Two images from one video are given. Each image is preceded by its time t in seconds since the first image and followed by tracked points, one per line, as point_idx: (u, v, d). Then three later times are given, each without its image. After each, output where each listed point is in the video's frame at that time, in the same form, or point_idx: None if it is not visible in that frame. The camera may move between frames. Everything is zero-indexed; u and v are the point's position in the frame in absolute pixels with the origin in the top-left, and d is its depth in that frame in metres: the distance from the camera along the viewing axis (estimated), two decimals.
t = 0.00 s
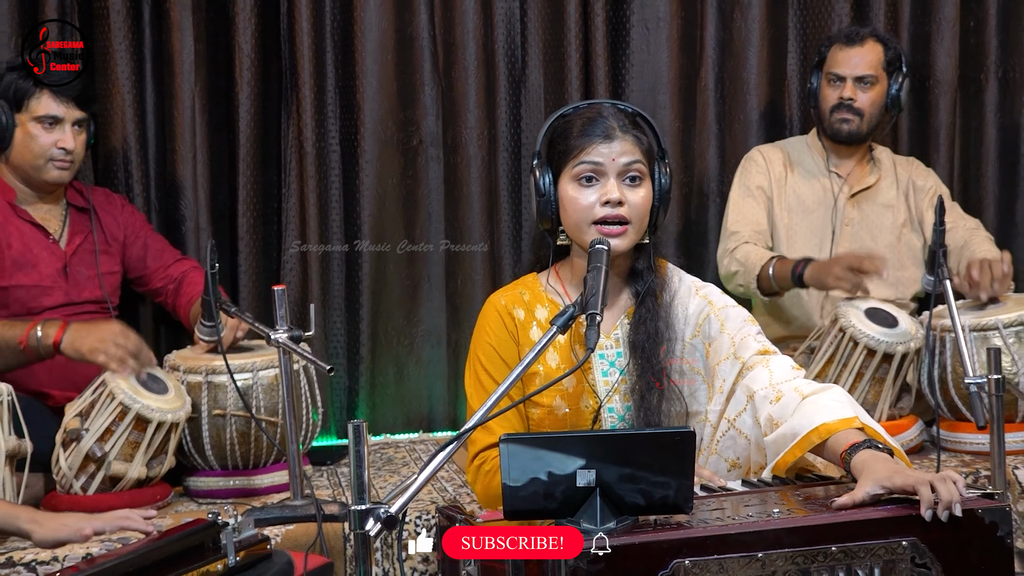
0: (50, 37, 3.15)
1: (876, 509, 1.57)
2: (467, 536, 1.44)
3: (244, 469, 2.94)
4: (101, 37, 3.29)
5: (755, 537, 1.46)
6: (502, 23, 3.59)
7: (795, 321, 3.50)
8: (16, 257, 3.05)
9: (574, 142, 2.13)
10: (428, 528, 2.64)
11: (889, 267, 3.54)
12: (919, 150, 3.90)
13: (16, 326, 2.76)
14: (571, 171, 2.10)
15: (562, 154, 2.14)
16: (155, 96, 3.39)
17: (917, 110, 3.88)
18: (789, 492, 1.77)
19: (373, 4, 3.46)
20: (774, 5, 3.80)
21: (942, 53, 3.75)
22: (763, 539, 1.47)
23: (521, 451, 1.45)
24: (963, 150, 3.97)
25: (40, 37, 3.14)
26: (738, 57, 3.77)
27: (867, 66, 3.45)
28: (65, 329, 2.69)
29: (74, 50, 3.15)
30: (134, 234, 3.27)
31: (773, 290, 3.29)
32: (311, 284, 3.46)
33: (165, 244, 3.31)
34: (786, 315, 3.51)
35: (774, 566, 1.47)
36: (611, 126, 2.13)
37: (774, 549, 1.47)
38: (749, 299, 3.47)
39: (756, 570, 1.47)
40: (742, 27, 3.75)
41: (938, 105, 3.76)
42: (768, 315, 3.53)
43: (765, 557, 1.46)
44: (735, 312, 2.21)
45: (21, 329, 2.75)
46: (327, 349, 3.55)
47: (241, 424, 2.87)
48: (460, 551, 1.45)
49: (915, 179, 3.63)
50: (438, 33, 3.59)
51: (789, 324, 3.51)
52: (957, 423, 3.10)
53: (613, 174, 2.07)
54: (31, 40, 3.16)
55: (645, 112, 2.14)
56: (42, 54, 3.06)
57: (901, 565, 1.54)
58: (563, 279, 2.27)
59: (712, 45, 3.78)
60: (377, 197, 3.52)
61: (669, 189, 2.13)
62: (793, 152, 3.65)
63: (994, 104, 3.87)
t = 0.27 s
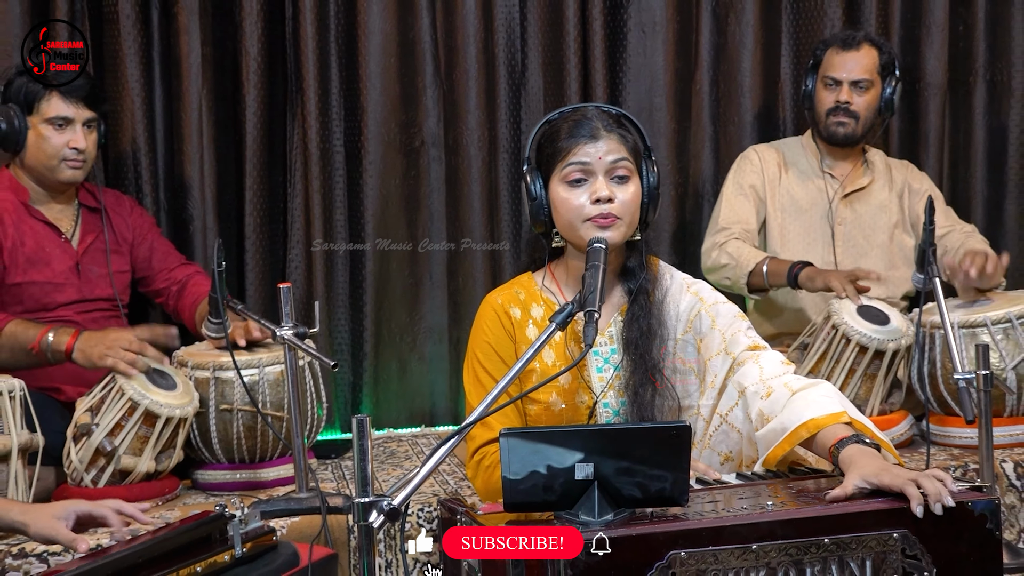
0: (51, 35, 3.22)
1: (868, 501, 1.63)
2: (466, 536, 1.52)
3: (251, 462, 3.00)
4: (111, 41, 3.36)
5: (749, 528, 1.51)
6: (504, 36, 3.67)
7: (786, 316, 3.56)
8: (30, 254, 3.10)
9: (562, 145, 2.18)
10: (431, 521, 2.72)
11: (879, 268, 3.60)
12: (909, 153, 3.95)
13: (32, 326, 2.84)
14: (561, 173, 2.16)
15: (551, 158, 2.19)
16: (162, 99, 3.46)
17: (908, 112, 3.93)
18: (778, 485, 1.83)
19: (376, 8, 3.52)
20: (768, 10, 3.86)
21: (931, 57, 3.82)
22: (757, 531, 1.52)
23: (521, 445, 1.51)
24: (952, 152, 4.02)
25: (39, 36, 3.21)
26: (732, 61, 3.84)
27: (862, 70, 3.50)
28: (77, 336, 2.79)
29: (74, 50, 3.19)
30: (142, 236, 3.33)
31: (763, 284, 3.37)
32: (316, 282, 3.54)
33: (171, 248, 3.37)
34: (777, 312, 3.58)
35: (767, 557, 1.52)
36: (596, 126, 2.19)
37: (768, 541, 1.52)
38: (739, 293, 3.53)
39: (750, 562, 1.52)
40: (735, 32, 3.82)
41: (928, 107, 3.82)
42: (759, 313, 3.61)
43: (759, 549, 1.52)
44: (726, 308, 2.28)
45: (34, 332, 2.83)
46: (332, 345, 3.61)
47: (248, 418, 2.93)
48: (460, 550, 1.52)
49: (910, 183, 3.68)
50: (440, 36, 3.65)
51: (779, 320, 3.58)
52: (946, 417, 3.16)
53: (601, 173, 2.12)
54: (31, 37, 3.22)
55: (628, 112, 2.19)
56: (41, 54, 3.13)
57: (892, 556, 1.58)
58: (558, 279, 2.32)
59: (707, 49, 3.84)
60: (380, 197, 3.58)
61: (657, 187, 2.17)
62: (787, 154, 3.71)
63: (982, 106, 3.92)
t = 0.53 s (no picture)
0: (48, 36, 3.27)
1: (860, 493, 1.68)
2: (466, 536, 1.56)
3: (259, 455, 3.07)
4: (122, 45, 3.42)
5: (744, 520, 1.57)
6: (506, 40, 3.74)
7: (782, 315, 3.63)
8: (43, 255, 3.17)
9: (555, 148, 2.23)
10: (435, 512, 2.79)
11: (871, 265, 3.66)
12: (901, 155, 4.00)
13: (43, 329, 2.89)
14: (555, 177, 2.21)
15: (545, 163, 2.25)
16: (173, 102, 3.51)
17: (900, 114, 3.98)
18: (771, 479, 1.88)
19: (381, 13, 3.58)
20: (764, 13, 3.91)
21: (923, 60, 3.87)
22: (753, 522, 1.57)
23: (523, 439, 1.57)
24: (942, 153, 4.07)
25: (41, 36, 3.26)
26: (729, 65, 3.88)
27: (857, 79, 3.55)
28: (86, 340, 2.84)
29: (73, 49, 3.25)
30: (152, 231, 3.40)
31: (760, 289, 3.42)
32: (324, 277, 3.56)
33: (182, 240, 3.44)
34: (772, 309, 3.64)
35: (763, 547, 1.57)
36: (586, 129, 2.24)
37: (762, 531, 1.58)
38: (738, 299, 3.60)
39: (746, 552, 1.57)
40: (733, 35, 3.87)
41: (920, 109, 3.87)
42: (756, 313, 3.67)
43: (754, 540, 1.57)
44: (722, 304, 2.33)
45: (46, 334, 2.87)
46: (338, 341, 3.67)
47: (256, 413, 2.99)
48: (462, 550, 1.57)
49: (902, 180, 3.75)
50: (444, 38, 3.69)
51: (777, 320, 3.64)
52: (938, 411, 3.22)
53: (594, 174, 2.18)
54: (32, 37, 3.27)
55: (618, 113, 2.24)
56: (41, 54, 3.19)
57: (883, 547, 1.63)
58: (559, 277, 2.38)
59: (704, 51, 3.89)
60: (385, 197, 3.64)
61: (651, 185, 2.23)
62: (781, 155, 3.76)
63: (973, 108, 3.98)
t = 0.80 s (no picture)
0: (48, 36, 3.30)
1: (861, 490, 1.70)
2: (466, 536, 1.57)
3: (264, 452, 3.10)
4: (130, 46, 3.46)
5: (745, 517, 1.59)
6: (509, 41, 3.76)
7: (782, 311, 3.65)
8: (50, 255, 3.19)
9: (552, 149, 2.26)
10: (438, 507, 2.83)
11: (869, 261, 3.67)
12: (899, 154, 4.02)
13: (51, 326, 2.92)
14: (554, 177, 2.24)
15: (543, 165, 2.27)
16: (180, 103, 3.54)
17: (899, 115, 4.01)
18: (771, 475, 1.91)
19: (385, 13, 3.61)
20: (764, 14, 3.93)
21: (923, 61, 3.90)
22: (754, 519, 1.59)
23: (525, 435, 1.59)
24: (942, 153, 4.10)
25: (41, 36, 3.28)
26: (729, 65, 3.91)
27: (860, 78, 3.57)
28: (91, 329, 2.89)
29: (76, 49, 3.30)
30: (157, 229, 3.43)
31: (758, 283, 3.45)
32: (327, 277, 3.62)
33: (186, 238, 3.48)
34: (771, 306, 3.66)
35: (764, 544, 1.59)
36: (582, 128, 2.26)
37: (764, 528, 1.60)
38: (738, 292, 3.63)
39: (746, 549, 1.59)
40: (733, 36, 3.90)
41: (919, 109, 3.90)
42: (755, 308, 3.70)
43: (755, 536, 1.59)
44: (724, 304, 2.35)
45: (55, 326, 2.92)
46: (342, 339, 3.71)
47: (261, 409, 3.02)
48: (461, 549, 1.58)
49: (896, 176, 3.76)
50: (447, 39, 3.71)
51: (777, 315, 3.66)
52: (936, 408, 3.24)
53: (591, 171, 2.20)
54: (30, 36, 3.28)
55: (613, 111, 2.27)
56: (42, 54, 3.27)
57: (884, 543, 1.65)
58: (561, 276, 2.40)
59: (704, 52, 3.92)
60: (389, 196, 3.67)
61: (650, 180, 2.25)
62: (780, 154, 3.79)
63: (972, 108, 4.00)
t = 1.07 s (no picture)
0: (48, 36, 3.32)
1: (861, 489, 1.71)
2: (466, 536, 1.58)
3: (264, 451, 3.10)
4: (130, 45, 3.46)
5: (745, 515, 1.59)
6: (509, 41, 3.76)
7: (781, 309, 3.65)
8: (51, 250, 3.20)
9: (552, 147, 2.26)
10: (439, 506, 2.83)
11: (868, 261, 3.68)
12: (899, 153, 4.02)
13: (54, 317, 2.93)
14: (553, 176, 2.24)
15: (542, 163, 2.27)
16: (180, 102, 3.54)
17: (900, 114, 4.01)
18: (771, 474, 1.91)
19: (386, 13, 3.61)
20: (764, 13, 3.93)
21: (923, 60, 3.89)
22: (754, 517, 1.59)
23: (525, 435, 1.59)
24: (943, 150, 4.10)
25: (41, 35, 3.31)
26: (730, 64, 3.91)
27: (861, 79, 3.57)
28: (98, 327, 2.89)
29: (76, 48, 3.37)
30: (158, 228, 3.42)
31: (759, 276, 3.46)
32: (328, 277, 3.62)
33: (187, 238, 3.47)
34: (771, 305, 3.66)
35: (763, 542, 1.59)
36: (583, 127, 2.26)
37: (764, 526, 1.60)
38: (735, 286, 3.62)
39: (746, 548, 1.59)
40: (733, 35, 3.89)
41: (919, 108, 3.90)
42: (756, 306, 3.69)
43: (755, 535, 1.59)
44: (720, 301, 2.36)
45: (57, 320, 2.91)
46: (343, 338, 3.71)
47: (262, 409, 3.02)
48: (462, 549, 1.59)
49: (894, 175, 3.76)
50: (447, 39, 3.72)
51: (777, 316, 3.66)
52: (936, 407, 3.24)
53: (591, 173, 2.20)
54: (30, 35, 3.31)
55: (615, 111, 2.27)
56: (41, 54, 3.32)
57: (885, 542, 1.65)
58: (557, 274, 2.40)
59: (705, 51, 3.92)
60: (389, 195, 3.66)
61: (648, 180, 2.25)
62: (782, 152, 3.78)
63: (972, 108, 4.00)
